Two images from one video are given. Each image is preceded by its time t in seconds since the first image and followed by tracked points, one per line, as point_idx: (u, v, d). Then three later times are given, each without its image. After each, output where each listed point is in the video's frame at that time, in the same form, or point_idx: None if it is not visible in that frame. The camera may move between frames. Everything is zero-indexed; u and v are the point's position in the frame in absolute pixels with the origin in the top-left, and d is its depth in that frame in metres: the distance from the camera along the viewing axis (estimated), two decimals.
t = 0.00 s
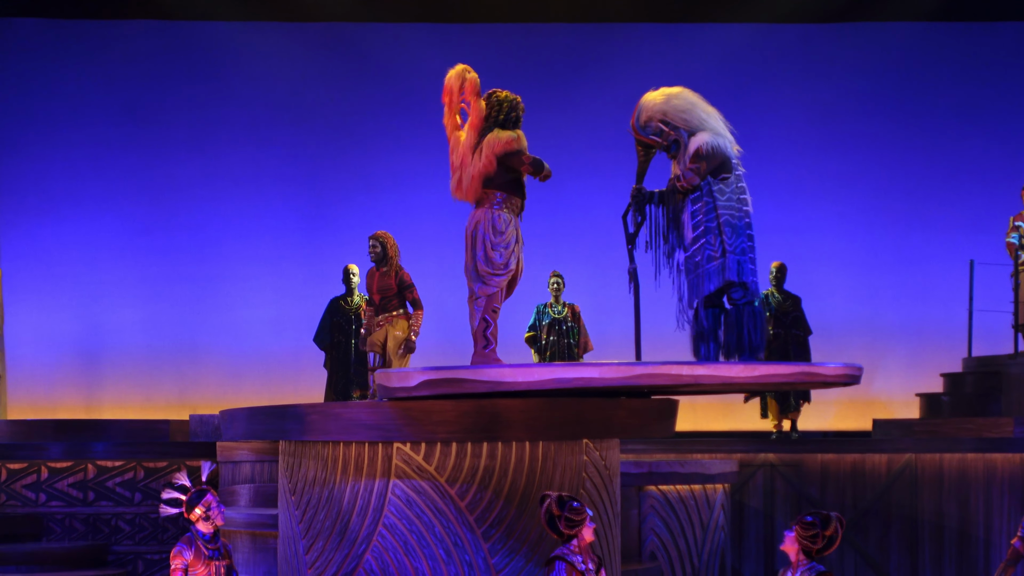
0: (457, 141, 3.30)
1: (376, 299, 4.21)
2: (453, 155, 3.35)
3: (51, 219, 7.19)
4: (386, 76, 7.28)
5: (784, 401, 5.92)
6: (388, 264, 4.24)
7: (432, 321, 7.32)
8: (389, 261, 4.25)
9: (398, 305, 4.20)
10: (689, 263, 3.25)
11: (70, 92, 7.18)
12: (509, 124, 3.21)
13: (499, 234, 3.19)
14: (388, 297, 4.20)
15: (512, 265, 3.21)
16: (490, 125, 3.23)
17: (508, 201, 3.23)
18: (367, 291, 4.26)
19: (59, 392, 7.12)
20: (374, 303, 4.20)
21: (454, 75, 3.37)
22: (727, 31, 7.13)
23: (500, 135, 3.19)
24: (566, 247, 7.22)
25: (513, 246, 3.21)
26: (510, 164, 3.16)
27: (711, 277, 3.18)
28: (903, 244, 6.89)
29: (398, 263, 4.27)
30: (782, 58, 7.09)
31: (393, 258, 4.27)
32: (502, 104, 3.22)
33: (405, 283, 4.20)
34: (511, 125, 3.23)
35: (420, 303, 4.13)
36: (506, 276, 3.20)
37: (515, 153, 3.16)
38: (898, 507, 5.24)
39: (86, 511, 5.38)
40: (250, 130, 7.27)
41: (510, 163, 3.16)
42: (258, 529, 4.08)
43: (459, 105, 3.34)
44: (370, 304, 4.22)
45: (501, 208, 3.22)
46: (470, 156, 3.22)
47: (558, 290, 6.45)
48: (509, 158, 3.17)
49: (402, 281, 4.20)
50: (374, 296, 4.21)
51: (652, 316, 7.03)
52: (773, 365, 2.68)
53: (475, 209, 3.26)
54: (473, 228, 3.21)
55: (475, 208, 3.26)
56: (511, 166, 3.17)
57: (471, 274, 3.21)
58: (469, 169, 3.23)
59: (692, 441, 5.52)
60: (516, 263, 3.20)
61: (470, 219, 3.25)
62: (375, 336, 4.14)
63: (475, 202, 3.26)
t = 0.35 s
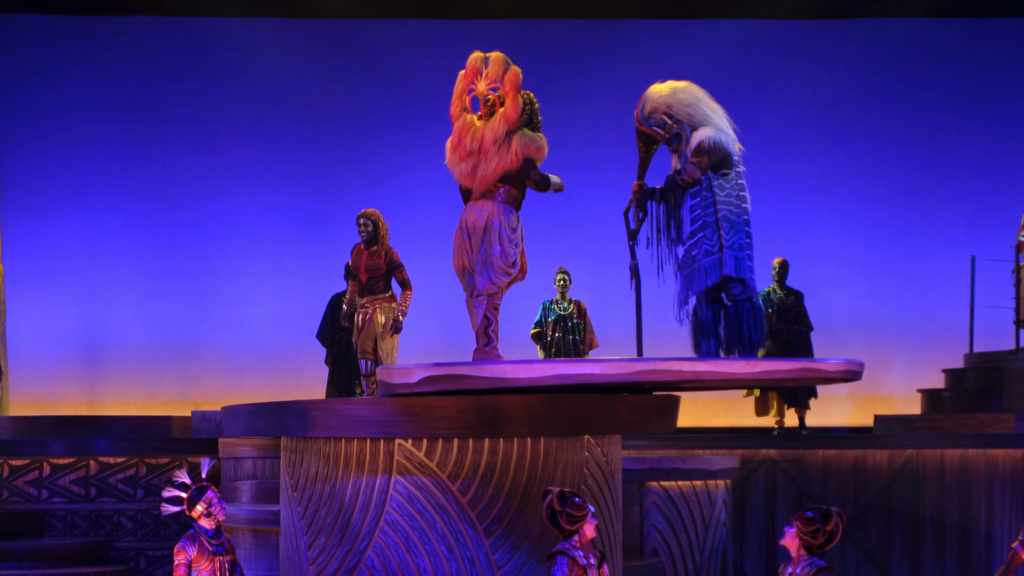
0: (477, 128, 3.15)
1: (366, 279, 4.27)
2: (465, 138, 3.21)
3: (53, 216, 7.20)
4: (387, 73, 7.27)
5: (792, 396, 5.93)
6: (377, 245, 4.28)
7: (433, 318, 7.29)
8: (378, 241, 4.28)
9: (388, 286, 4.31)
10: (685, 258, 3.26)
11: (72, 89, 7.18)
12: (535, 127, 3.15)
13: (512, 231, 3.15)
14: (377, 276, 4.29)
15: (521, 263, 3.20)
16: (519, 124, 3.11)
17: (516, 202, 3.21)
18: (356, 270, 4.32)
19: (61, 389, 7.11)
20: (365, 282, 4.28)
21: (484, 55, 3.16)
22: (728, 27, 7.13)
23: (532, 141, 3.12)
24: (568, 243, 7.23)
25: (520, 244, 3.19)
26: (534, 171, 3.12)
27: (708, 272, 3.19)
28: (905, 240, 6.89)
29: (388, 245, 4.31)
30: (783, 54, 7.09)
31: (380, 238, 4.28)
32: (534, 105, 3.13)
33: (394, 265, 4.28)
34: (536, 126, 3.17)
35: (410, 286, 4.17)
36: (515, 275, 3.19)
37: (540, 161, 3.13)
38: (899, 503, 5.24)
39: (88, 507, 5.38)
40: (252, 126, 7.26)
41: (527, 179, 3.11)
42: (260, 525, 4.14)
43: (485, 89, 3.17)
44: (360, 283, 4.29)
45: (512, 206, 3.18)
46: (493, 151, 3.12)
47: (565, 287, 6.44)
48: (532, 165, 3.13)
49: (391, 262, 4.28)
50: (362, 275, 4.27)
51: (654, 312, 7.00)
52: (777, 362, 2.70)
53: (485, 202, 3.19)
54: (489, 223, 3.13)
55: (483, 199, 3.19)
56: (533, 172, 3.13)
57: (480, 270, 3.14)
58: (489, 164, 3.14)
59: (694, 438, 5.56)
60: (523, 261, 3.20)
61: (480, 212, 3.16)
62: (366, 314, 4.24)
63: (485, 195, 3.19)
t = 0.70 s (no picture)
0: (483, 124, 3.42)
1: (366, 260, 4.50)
2: (468, 134, 3.45)
3: (51, 213, 7.17)
4: (384, 67, 7.24)
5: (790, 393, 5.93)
6: (374, 223, 4.52)
7: (431, 313, 7.27)
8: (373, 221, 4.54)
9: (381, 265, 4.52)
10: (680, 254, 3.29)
11: (68, 85, 7.15)
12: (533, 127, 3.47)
13: (516, 231, 3.46)
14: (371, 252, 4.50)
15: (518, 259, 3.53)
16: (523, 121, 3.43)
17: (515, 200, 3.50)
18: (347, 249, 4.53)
19: (60, 387, 7.10)
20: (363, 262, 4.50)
21: (486, 52, 3.44)
22: (727, 20, 7.09)
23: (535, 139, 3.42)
24: (567, 238, 7.20)
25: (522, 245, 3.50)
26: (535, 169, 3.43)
27: (699, 267, 3.23)
28: (904, 234, 6.87)
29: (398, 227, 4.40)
30: (782, 48, 7.06)
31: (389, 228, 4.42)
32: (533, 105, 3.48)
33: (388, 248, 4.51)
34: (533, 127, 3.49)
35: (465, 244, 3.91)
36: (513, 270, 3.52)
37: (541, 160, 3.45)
38: (898, 500, 5.25)
39: (88, 507, 5.38)
40: (248, 121, 7.23)
41: (529, 178, 3.42)
42: (259, 524, 4.12)
43: (489, 85, 3.45)
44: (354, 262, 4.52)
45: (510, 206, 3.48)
46: (501, 147, 3.39)
47: (566, 283, 6.43)
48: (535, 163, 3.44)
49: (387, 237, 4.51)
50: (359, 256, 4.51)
51: (653, 308, 7.01)
52: (774, 358, 2.79)
53: (487, 199, 3.48)
54: (493, 220, 3.43)
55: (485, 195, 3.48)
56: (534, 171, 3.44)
57: (485, 266, 3.45)
58: (496, 160, 3.41)
59: (693, 435, 5.53)
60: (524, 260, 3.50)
61: (483, 208, 3.46)
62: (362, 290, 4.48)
63: (488, 191, 3.48)
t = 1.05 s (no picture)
0: (473, 128, 3.42)
1: (367, 258, 4.71)
2: (459, 139, 3.45)
3: (46, 214, 7.17)
4: (381, 68, 7.25)
5: (786, 393, 5.93)
6: (371, 222, 4.73)
7: (428, 315, 7.26)
8: (369, 221, 4.75)
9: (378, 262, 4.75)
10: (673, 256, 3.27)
11: (64, 86, 7.15)
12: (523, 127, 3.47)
13: (510, 231, 3.47)
14: (370, 250, 4.72)
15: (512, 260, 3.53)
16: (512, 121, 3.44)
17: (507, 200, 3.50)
18: (347, 247, 4.67)
19: (57, 388, 7.12)
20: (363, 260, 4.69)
21: (471, 55, 3.44)
22: (723, 20, 7.10)
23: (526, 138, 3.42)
24: (562, 239, 7.20)
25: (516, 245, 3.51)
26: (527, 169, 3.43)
27: (693, 267, 3.21)
28: (901, 234, 6.87)
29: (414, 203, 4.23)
30: (777, 48, 7.07)
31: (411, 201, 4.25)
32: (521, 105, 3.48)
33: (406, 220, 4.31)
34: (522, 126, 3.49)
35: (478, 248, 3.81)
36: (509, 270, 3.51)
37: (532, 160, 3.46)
38: (893, 500, 5.26)
39: (84, 507, 5.38)
40: (245, 122, 7.24)
41: (520, 176, 3.43)
42: (255, 525, 4.13)
43: (475, 87, 3.45)
44: (354, 260, 4.68)
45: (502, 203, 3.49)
46: (492, 149, 3.39)
47: (563, 284, 6.42)
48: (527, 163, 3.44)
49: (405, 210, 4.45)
50: (361, 255, 4.68)
51: (649, 309, 7.01)
52: (771, 358, 2.82)
53: (481, 201, 3.48)
54: (488, 221, 3.44)
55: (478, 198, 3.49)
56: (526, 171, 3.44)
57: (482, 266, 3.44)
58: (488, 162, 3.41)
59: (688, 436, 5.53)
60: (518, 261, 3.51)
61: (476, 209, 3.47)
62: (365, 286, 4.70)
63: (482, 194, 3.49)
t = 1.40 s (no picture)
0: (459, 134, 3.46)
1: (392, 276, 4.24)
2: (446, 146, 3.50)
3: (43, 219, 7.20)
4: (377, 76, 7.30)
5: (781, 396, 5.93)
6: (402, 238, 4.21)
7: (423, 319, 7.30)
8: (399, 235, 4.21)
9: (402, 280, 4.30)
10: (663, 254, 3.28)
11: (63, 92, 7.20)
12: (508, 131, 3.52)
13: (500, 234, 3.46)
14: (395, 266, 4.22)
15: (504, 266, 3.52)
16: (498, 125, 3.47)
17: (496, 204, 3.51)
18: (375, 261, 4.14)
19: (52, 391, 7.13)
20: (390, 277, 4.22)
21: (451, 64, 3.48)
22: (717, 29, 7.14)
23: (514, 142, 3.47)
24: (557, 244, 7.22)
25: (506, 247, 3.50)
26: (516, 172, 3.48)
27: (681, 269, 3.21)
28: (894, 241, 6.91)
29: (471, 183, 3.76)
30: (772, 56, 7.11)
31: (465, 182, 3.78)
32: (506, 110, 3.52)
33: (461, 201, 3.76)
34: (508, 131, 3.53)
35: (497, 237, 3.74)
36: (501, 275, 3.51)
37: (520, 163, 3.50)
38: (887, 502, 5.26)
39: (78, 508, 5.40)
40: (243, 130, 7.28)
41: (510, 179, 3.48)
42: (249, 525, 4.14)
43: (458, 96, 3.49)
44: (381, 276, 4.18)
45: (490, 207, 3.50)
46: (480, 154, 3.43)
47: (557, 288, 6.45)
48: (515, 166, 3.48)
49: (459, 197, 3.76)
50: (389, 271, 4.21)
51: (642, 314, 7.01)
52: (764, 362, 2.86)
53: (470, 206, 3.50)
54: (476, 225, 3.44)
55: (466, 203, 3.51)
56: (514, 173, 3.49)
57: (472, 271, 3.43)
58: (477, 167, 3.45)
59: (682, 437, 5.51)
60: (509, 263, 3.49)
61: (465, 215, 3.47)
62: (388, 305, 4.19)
63: (471, 199, 3.51)
